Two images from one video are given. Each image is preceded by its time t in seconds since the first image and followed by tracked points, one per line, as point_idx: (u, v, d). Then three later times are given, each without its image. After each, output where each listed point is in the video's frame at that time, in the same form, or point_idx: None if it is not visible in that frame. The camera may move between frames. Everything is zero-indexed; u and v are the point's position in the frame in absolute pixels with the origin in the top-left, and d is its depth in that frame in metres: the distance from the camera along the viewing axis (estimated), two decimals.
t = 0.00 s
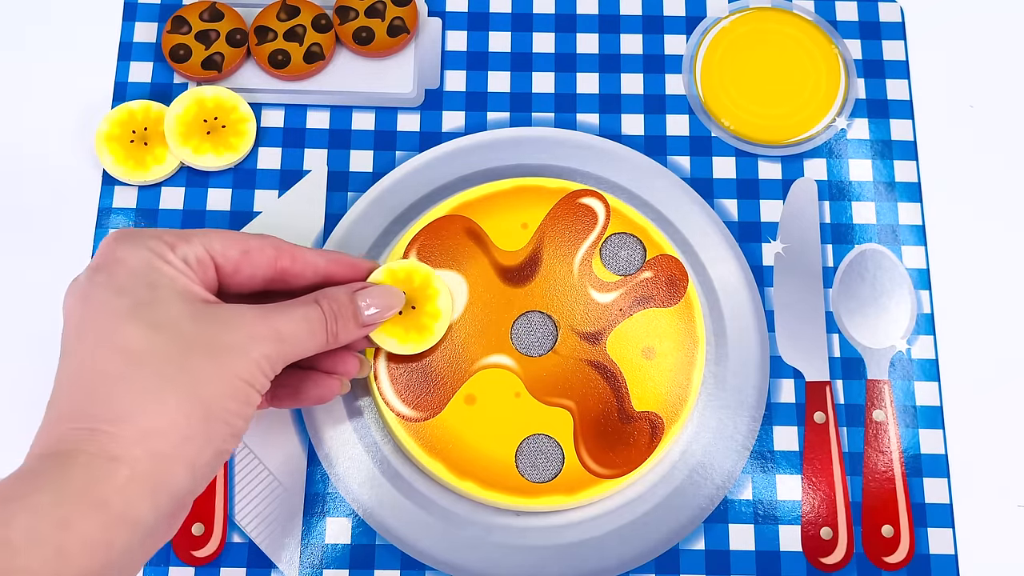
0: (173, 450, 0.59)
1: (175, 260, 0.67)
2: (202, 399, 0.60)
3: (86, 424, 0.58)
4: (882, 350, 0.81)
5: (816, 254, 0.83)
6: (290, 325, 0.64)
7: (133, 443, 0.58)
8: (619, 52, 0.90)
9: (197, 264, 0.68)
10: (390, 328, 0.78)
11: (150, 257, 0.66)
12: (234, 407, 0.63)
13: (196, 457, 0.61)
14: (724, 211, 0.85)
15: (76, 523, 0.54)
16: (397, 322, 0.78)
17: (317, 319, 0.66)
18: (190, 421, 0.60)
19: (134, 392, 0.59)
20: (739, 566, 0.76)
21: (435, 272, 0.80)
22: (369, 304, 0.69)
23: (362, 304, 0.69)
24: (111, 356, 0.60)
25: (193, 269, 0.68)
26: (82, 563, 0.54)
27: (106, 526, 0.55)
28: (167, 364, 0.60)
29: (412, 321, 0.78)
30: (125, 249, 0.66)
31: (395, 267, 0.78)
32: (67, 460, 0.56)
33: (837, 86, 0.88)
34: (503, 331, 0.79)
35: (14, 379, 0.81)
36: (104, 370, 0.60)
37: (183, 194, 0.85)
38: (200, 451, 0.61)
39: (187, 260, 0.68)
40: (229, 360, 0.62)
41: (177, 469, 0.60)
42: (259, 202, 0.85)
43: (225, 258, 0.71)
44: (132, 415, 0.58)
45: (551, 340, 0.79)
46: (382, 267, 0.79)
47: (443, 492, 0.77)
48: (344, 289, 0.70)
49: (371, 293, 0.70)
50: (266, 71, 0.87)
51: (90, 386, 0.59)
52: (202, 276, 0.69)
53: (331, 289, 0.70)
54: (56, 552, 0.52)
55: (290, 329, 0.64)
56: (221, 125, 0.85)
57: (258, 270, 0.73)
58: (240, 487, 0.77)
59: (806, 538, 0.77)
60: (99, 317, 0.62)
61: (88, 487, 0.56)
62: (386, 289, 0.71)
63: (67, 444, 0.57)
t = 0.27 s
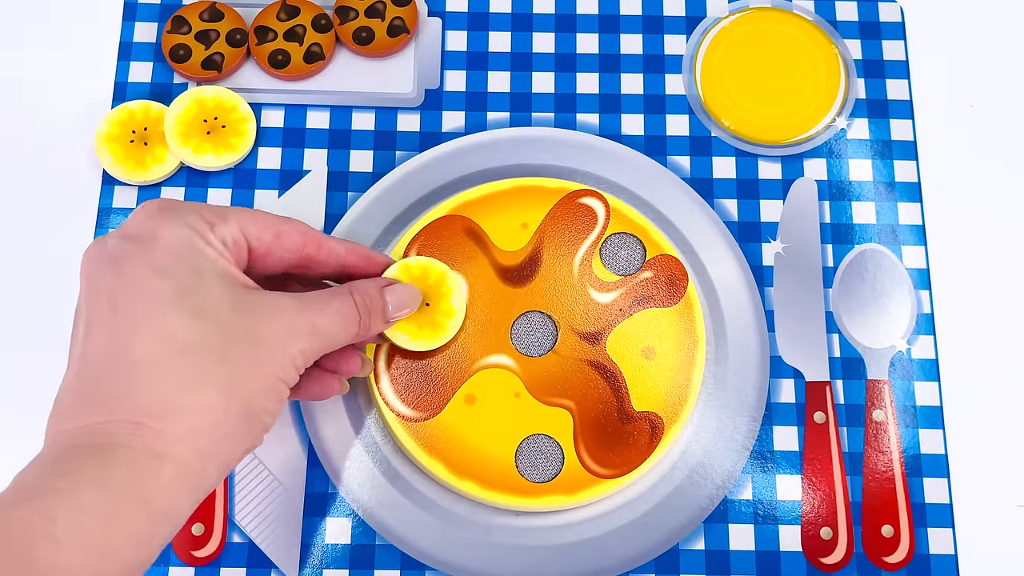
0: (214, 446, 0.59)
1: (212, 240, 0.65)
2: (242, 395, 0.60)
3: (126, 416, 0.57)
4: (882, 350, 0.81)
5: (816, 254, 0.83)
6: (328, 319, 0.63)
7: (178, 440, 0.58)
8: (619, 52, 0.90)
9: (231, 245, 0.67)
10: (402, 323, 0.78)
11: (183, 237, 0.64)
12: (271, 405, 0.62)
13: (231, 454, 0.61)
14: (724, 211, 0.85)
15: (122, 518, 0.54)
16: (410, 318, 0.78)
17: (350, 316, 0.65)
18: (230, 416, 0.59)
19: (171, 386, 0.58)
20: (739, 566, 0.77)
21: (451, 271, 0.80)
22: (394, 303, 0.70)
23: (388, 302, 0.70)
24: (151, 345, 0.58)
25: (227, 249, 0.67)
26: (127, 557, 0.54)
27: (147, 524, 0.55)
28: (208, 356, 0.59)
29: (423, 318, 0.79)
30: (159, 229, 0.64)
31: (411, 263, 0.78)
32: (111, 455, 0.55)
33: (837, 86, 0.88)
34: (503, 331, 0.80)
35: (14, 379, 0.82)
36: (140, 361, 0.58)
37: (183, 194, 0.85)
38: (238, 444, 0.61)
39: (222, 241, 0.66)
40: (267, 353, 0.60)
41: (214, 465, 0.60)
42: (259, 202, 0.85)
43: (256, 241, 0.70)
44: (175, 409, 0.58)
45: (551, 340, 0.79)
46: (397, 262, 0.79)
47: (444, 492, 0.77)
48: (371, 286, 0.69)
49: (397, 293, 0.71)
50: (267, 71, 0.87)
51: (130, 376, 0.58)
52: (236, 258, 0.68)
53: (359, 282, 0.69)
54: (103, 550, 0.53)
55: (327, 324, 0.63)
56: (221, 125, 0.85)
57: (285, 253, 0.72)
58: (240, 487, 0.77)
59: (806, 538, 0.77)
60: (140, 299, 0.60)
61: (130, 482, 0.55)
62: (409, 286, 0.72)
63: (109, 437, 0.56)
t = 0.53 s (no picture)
0: (235, 443, 0.57)
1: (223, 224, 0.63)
2: (265, 392, 0.58)
3: (150, 411, 0.54)
4: (882, 349, 0.81)
5: (816, 254, 0.83)
6: (339, 319, 0.63)
7: (203, 436, 0.55)
8: (619, 52, 0.90)
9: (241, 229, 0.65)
10: (404, 323, 0.78)
11: (195, 223, 0.61)
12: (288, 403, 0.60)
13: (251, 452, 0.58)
14: (724, 211, 0.85)
15: (147, 519, 0.50)
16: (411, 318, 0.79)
17: (358, 316, 0.65)
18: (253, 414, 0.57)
19: (197, 381, 0.55)
20: (739, 566, 0.77)
21: (454, 274, 0.80)
22: (396, 303, 0.70)
23: (391, 303, 0.69)
24: (175, 340, 0.56)
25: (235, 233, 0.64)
26: (148, 562, 0.50)
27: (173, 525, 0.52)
28: (233, 351, 0.57)
29: (426, 319, 0.78)
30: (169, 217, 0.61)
31: (413, 267, 0.79)
32: (137, 451, 0.52)
33: (837, 86, 0.88)
34: (503, 331, 0.79)
35: (15, 379, 0.81)
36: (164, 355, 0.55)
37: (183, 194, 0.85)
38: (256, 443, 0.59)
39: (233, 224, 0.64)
40: (287, 350, 0.59)
41: (234, 464, 0.57)
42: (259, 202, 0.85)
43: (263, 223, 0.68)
44: (202, 404, 0.55)
45: (551, 340, 0.79)
46: (401, 265, 0.80)
47: (444, 492, 0.77)
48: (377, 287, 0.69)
49: (400, 294, 0.70)
50: (267, 71, 0.87)
51: (156, 371, 0.55)
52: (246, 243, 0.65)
53: (362, 283, 0.69)
54: (129, 550, 0.48)
55: (339, 324, 0.63)
56: (221, 125, 0.85)
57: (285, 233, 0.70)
58: (241, 488, 0.77)
59: (806, 538, 0.77)
60: (157, 290, 0.57)
61: (156, 482, 0.51)
62: (410, 289, 0.72)
63: (134, 434, 0.53)
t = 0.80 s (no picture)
0: (241, 432, 0.56)
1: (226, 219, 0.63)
2: (268, 384, 0.57)
3: (154, 400, 0.54)
4: (882, 349, 0.81)
5: (816, 253, 0.83)
6: (340, 317, 0.63)
7: (206, 426, 0.54)
8: (619, 52, 0.90)
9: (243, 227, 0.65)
10: (403, 324, 0.79)
11: (200, 217, 0.62)
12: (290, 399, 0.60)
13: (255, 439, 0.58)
14: (724, 211, 0.85)
15: (151, 509, 0.49)
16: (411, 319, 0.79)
17: (358, 314, 0.65)
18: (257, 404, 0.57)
19: (200, 371, 0.55)
20: (739, 566, 0.76)
21: (454, 274, 0.80)
22: (396, 303, 0.70)
23: (391, 303, 0.70)
24: (179, 329, 0.56)
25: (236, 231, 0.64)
26: (151, 552, 0.50)
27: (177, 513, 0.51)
28: (235, 343, 0.57)
29: (426, 320, 0.79)
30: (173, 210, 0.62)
31: (413, 268, 0.80)
32: (141, 440, 0.51)
33: (837, 86, 0.88)
34: (503, 331, 0.79)
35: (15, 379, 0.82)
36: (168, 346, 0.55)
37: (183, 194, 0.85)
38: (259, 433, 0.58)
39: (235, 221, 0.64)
40: (288, 345, 0.59)
41: (237, 456, 0.57)
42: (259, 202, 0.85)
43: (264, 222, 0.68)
44: (205, 394, 0.55)
45: (551, 340, 0.79)
46: (401, 266, 0.81)
47: (444, 492, 0.77)
48: (376, 286, 0.69)
49: (399, 294, 0.71)
50: (267, 71, 0.87)
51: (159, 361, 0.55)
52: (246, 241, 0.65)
53: (361, 282, 0.69)
54: (133, 540, 0.48)
55: (339, 321, 0.63)
56: (221, 125, 0.85)
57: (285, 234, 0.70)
58: (240, 488, 0.77)
59: (806, 538, 0.77)
60: (160, 282, 0.58)
61: (161, 470, 0.51)
62: (408, 289, 0.72)
63: (138, 422, 0.52)
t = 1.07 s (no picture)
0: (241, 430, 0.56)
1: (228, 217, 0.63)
2: (271, 382, 0.57)
3: (158, 395, 0.54)
4: (882, 349, 0.81)
5: (816, 253, 0.83)
6: (340, 316, 0.63)
7: (208, 422, 0.54)
8: (619, 52, 0.90)
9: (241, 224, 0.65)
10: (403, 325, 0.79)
11: (201, 214, 0.62)
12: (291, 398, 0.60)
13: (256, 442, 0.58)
14: (724, 211, 0.85)
15: (154, 505, 0.49)
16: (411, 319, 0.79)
17: (359, 312, 0.65)
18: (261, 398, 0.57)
19: (204, 366, 0.55)
20: (739, 566, 0.77)
21: (454, 274, 0.80)
22: (396, 304, 0.70)
23: (392, 303, 0.70)
24: (180, 325, 0.56)
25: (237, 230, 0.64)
26: (155, 548, 0.50)
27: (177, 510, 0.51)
28: (239, 338, 0.57)
29: (426, 320, 0.79)
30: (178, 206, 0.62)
31: (414, 268, 0.80)
32: (144, 436, 0.51)
33: (837, 86, 0.88)
34: (503, 331, 0.79)
35: (15, 379, 0.82)
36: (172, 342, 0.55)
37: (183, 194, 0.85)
38: (262, 430, 0.58)
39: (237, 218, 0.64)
40: (290, 343, 0.59)
41: (237, 457, 0.57)
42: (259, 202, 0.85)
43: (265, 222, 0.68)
44: (210, 389, 0.55)
45: (551, 340, 0.79)
46: (401, 265, 0.81)
47: (444, 492, 0.77)
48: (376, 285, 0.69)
49: (400, 295, 0.71)
50: (267, 71, 0.87)
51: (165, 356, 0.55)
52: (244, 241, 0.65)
53: (361, 282, 0.69)
54: (135, 536, 0.48)
55: (340, 320, 0.63)
56: (221, 125, 0.85)
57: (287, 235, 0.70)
58: (240, 488, 0.77)
59: (806, 538, 0.77)
60: (161, 279, 0.58)
61: (163, 465, 0.51)
62: (408, 288, 0.72)
63: (141, 418, 0.52)
